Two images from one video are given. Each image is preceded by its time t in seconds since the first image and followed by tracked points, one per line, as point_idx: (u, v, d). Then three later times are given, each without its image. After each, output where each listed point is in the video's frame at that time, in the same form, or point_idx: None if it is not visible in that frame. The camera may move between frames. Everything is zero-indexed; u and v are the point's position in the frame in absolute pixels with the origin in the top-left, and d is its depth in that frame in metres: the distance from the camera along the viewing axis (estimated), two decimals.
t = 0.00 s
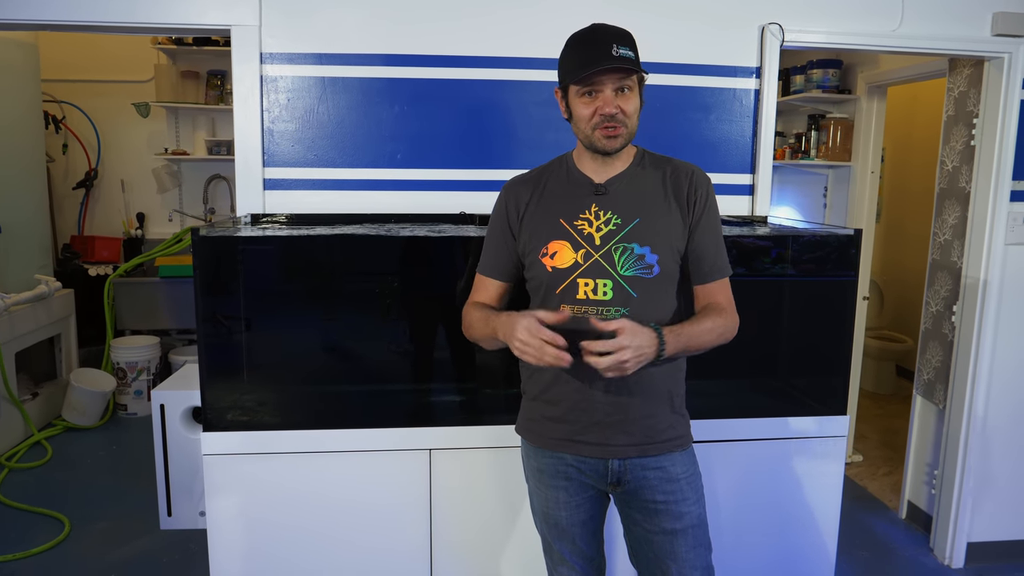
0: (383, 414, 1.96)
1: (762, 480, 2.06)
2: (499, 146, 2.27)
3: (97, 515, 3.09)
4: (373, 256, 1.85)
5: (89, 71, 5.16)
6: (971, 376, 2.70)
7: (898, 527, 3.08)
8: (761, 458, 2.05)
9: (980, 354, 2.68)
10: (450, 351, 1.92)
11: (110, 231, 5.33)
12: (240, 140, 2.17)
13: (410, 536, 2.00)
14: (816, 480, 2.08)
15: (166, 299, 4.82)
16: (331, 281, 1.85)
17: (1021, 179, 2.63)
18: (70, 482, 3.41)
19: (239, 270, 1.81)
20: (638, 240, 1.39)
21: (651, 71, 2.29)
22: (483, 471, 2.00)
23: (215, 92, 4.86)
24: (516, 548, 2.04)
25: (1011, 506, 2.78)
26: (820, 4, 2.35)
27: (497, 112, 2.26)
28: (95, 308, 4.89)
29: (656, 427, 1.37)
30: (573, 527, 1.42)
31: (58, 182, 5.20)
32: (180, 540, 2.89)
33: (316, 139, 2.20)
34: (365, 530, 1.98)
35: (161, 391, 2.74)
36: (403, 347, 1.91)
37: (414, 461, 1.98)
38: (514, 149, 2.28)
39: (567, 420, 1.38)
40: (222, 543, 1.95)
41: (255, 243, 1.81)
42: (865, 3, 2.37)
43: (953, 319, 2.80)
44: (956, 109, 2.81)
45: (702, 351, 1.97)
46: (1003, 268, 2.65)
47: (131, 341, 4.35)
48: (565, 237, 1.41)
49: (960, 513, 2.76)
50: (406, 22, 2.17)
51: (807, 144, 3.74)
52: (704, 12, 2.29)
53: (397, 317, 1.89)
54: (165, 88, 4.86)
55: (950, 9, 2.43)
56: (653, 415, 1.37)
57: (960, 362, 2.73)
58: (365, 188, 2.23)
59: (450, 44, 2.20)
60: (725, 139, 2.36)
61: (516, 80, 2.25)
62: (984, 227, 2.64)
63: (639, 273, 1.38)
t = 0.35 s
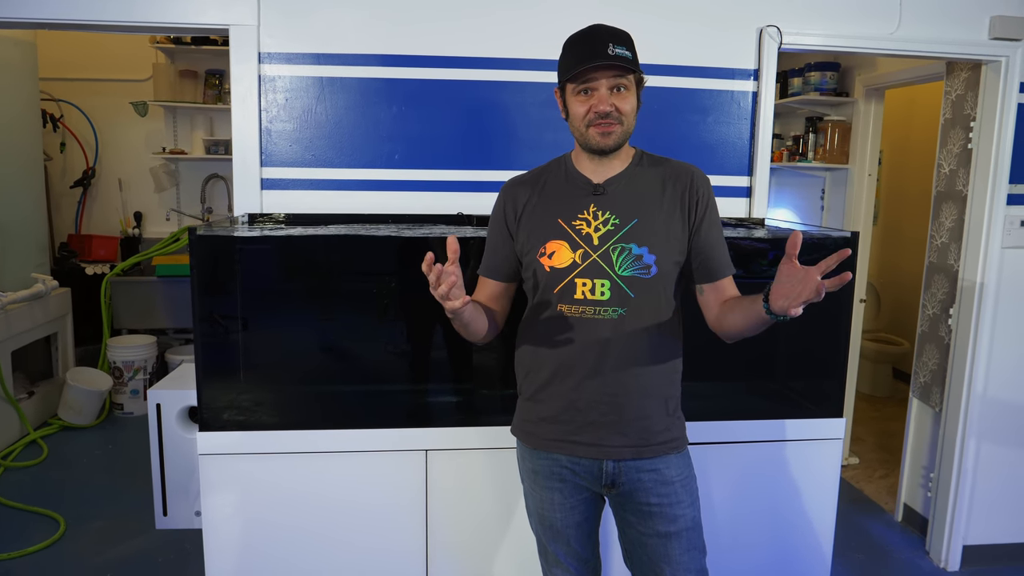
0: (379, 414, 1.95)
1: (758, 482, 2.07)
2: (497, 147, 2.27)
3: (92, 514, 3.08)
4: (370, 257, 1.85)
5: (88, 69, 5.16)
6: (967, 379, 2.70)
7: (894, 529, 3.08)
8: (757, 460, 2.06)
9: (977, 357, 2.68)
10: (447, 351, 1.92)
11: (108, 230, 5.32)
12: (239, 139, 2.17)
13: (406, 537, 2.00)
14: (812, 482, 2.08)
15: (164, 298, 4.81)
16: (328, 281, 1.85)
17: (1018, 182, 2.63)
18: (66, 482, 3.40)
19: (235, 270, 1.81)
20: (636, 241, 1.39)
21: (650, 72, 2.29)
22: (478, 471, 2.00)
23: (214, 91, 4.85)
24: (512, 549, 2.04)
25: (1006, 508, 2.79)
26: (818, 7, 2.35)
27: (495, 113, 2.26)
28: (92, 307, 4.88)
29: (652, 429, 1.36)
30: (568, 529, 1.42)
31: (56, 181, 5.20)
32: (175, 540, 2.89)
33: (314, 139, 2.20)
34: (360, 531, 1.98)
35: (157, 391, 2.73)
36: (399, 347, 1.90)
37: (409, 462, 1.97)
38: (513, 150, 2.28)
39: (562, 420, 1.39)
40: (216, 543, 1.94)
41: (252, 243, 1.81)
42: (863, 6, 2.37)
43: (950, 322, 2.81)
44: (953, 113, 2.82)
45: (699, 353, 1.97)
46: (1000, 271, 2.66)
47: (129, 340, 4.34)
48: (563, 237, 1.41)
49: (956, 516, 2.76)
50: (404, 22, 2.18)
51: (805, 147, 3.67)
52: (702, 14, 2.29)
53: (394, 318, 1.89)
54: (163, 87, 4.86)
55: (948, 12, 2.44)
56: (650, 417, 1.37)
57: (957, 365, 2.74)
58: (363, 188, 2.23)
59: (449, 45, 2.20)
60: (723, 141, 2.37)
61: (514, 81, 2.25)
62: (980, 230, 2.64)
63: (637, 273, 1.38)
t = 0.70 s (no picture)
0: (377, 416, 1.96)
1: (756, 484, 2.07)
2: (496, 149, 2.28)
3: (90, 516, 3.08)
4: (369, 259, 1.85)
5: (87, 71, 5.16)
6: (964, 381, 2.71)
7: (892, 532, 3.09)
8: (755, 462, 2.06)
9: (974, 359, 2.68)
10: (445, 353, 1.93)
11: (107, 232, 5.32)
12: (237, 141, 2.17)
13: (404, 538, 2.00)
14: (810, 484, 2.08)
15: (162, 300, 4.81)
16: (327, 283, 1.85)
17: (1015, 186, 2.64)
18: (63, 484, 3.40)
19: (234, 273, 1.82)
20: (636, 242, 1.40)
21: (648, 75, 2.29)
22: (477, 473, 2.00)
23: (213, 93, 4.86)
24: (510, 551, 2.04)
25: (1004, 511, 2.79)
26: (816, 10, 2.36)
27: (494, 115, 2.26)
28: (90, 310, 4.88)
29: (654, 428, 1.37)
30: (570, 532, 1.41)
31: (54, 183, 5.20)
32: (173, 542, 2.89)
33: (312, 142, 2.21)
34: (358, 533, 1.98)
35: (155, 393, 2.73)
36: (398, 349, 1.91)
37: (407, 464, 1.98)
38: (511, 153, 2.29)
39: (564, 422, 1.38)
40: (215, 545, 1.94)
41: (250, 245, 1.81)
42: (860, 9, 2.38)
43: (947, 324, 2.81)
44: (950, 116, 2.83)
45: (697, 355, 1.98)
46: (997, 273, 2.66)
47: (127, 342, 4.34)
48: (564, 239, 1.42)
49: (954, 518, 2.76)
50: (403, 25, 2.18)
51: (803, 149, 3.72)
52: (700, 17, 2.30)
53: (392, 320, 1.89)
54: (162, 89, 4.86)
55: (945, 15, 2.44)
56: (651, 416, 1.37)
57: (954, 368, 2.74)
58: (361, 191, 2.24)
59: (447, 48, 2.21)
60: (720, 144, 2.37)
61: (513, 84, 2.26)
62: (976, 233, 2.65)
63: (638, 274, 1.39)
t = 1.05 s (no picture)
0: (375, 416, 1.96)
1: (753, 483, 2.07)
2: (494, 149, 2.28)
3: (88, 517, 3.08)
4: (366, 260, 1.86)
5: (84, 71, 5.16)
6: (960, 381, 2.71)
7: (888, 532, 3.09)
8: (752, 462, 2.06)
9: (970, 360, 2.69)
10: (443, 354, 1.93)
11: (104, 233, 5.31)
12: (235, 141, 2.17)
13: (401, 538, 2.00)
14: (806, 484, 2.09)
15: (159, 301, 4.81)
16: (325, 284, 1.85)
17: (1011, 187, 2.65)
18: (60, 485, 3.39)
19: (231, 274, 1.82)
20: (638, 243, 1.41)
21: (645, 76, 2.30)
22: (474, 473, 2.00)
23: (210, 94, 4.86)
24: (507, 551, 2.04)
25: (999, 511, 2.80)
26: (812, 11, 2.36)
27: (492, 116, 2.26)
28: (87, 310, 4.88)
29: (655, 425, 1.39)
30: (572, 532, 1.40)
31: (51, 183, 5.19)
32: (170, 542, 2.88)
33: (309, 142, 2.21)
34: (355, 533, 1.98)
35: (151, 393, 2.73)
36: (395, 350, 1.91)
37: (405, 464, 1.98)
38: (508, 154, 2.29)
39: (570, 422, 1.38)
40: (212, 545, 1.94)
41: (248, 246, 1.81)
42: (857, 10, 2.38)
43: (943, 325, 2.82)
44: (947, 117, 2.84)
45: (693, 355, 1.98)
46: (993, 274, 2.67)
47: (124, 343, 4.34)
48: (568, 240, 1.40)
49: (950, 518, 2.77)
50: (400, 26, 2.18)
51: (799, 151, 3.74)
52: (697, 18, 2.30)
53: (390, 320, 1.89)
54: (159, 89, 4.85)
55: (941, 17, 2.45)
56: (651, 412, 1.40)
57: (950, 368, 2.75)
58: (358, 191, 2.24)
59: (445, 49, 2.21)
60: (717, 144, 2.38)
61: (510, 85, 2.26)
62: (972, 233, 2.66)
63: (641, 275, 1.40)
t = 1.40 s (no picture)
0: (373, 415, 1.96)
1: (752, 482, 2.07)
2: (492, 148, 2.28)
3: (87, 516, 3.08)
4: (365, 259, 1.86)
5: (83, 70, 5.15)
6: (959, 379, 2.72)
7: (887, 530, 3.10)
8: (751, 460, 2.06)
9: (969, 358, 2.69)
10: (441, 352, 1.93)
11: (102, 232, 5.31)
12: (233, 140, 2.17)
13: (401, 537, 2.00)
14: (806, 482, 2.09)
15: (158, 300, 4.81)
16: (324, 283, 1.85)
17: (1010, 185, 2.65)
18: (59, 484, 3.40)
19: (230, 273, 1.81)
20: (637, 243, 1.41)
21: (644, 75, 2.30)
22: (474, 472, 2.00)
23: (208, 92, 4.85)
24: (505, 550, 2.04)
25: (998, 508, 2.80)
26: (811, 10, 2.36)
27: (491, 115, 2.26)
28: (85, 310, 4.87)
29: (654, 424, 1.39)
30: (571, 530, 1.40)
31: (50, 182, 5.19)
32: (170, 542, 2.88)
33: (308, 141, 2.21)
34: (354, 532, 1.98)
35: (151, 392, 2.73)
36: (394, 349, 1.91)
37: (404, 462, 1.98)
38: (507, 153, 2.29)
39: (568, 421, 1.38)
40: (211, 544, 1.94)
41: (247, 245, 1.81)
42: (856, 8, 2.38)
43: (942, 323, 2.82)
44: (946, 115, 2.83)
45: (692, 353, 1.98)
46: (992, 271, 2.67)
47: (123, 342, 4.34)
48: (565, 240, 1.39)
49: (949, 515, 2.77)
50: (399, 24, 2.18)
51: (799, 149, 3.72)
52: (697, 17, 2.30)
53: (389, 319, 1.89)
54: (157, 88, 4.84)
55: (940, 14, 2.45)
56: (651, 411, 1.39)
57: (949, 366, 2.76)
58: (357, 189, 2.24)
59: (444, 48, 2.21)
60: (716, 143, 2.38)
61: (508, 83, 2.26)
62: (971, 232, 2.66)
63: (640, 274, 1.40)
